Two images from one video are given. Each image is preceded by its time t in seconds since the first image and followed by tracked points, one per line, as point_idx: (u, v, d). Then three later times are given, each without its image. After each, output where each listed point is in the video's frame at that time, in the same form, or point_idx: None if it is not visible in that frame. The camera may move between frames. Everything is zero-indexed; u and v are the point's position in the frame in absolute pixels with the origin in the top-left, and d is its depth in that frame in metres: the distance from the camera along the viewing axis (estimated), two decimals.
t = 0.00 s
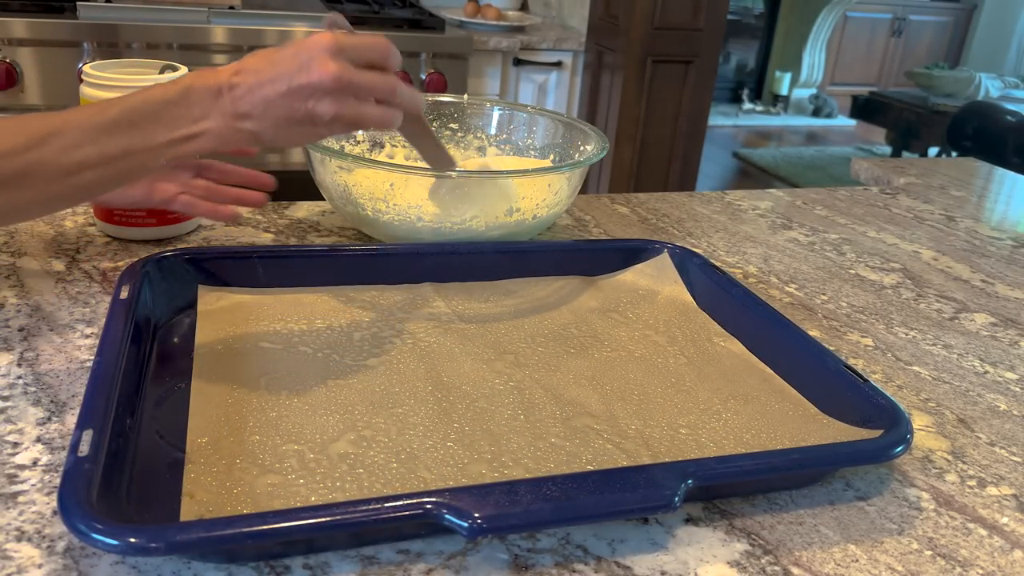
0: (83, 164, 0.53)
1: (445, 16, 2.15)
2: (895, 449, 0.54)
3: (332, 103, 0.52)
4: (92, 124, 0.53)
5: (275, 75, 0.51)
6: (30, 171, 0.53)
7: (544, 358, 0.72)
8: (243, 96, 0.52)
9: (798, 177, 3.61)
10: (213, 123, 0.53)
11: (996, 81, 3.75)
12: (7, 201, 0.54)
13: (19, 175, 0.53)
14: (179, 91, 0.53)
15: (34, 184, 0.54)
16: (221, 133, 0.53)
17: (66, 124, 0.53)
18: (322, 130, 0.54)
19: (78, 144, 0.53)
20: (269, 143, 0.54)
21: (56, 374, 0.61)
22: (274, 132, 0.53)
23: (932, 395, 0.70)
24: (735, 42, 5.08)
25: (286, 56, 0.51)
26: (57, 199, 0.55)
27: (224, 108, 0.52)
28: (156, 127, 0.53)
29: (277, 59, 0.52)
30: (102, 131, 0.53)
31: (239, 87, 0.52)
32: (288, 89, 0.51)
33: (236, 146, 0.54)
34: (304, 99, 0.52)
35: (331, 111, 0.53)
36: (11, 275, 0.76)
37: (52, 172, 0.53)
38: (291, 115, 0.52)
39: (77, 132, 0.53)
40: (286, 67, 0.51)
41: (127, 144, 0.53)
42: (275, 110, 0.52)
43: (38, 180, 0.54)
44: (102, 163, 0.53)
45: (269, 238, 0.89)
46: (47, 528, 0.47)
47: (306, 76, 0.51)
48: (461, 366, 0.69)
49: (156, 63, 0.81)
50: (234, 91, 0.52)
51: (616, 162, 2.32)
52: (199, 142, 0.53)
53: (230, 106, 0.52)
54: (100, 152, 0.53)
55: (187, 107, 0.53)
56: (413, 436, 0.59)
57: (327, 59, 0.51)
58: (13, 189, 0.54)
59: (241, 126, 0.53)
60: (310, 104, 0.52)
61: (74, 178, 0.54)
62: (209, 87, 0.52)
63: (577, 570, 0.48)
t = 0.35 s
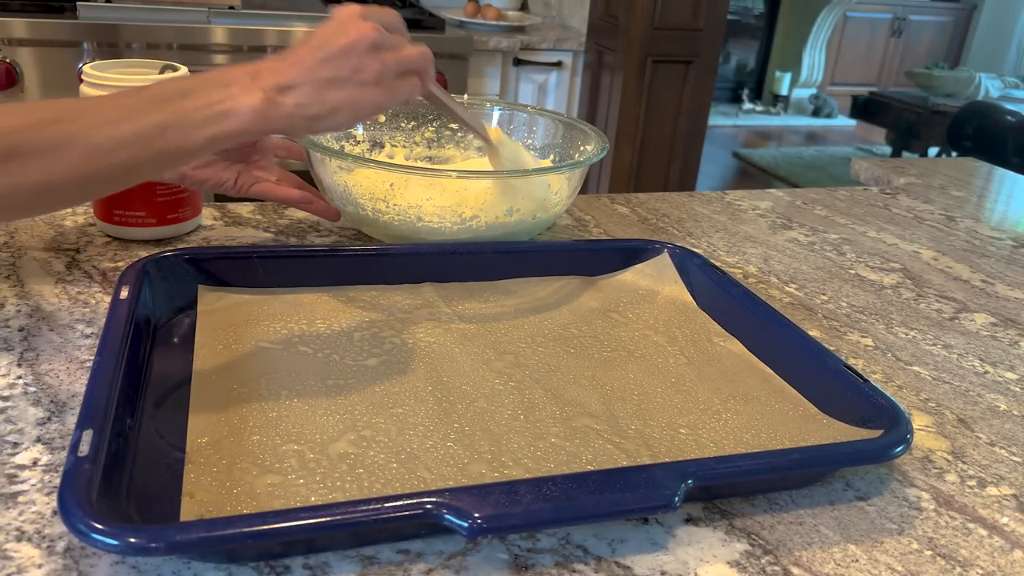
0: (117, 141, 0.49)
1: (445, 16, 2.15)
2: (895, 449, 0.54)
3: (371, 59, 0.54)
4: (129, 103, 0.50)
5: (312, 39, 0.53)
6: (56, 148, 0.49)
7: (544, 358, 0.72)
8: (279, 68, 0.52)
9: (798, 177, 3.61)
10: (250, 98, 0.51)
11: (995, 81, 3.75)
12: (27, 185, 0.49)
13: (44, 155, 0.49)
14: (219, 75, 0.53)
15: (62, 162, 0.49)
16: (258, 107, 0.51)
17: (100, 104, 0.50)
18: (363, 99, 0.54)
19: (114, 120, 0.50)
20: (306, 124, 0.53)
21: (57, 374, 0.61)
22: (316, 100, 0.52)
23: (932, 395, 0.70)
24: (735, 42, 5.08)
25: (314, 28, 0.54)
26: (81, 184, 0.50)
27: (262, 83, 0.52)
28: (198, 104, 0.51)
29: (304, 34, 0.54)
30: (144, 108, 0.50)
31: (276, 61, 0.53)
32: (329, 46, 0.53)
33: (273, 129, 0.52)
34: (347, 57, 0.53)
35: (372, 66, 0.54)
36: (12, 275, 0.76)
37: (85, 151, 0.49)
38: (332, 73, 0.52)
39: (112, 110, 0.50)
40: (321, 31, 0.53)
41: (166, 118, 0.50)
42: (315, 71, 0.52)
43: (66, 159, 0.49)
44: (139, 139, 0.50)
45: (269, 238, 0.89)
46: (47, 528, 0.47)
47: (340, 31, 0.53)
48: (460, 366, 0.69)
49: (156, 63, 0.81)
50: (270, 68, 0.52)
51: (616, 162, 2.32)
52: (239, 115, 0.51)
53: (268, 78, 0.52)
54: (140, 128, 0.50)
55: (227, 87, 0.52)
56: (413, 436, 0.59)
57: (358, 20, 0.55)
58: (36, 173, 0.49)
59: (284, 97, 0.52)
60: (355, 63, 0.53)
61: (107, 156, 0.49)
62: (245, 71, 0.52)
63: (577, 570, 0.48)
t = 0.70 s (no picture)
0: (183, 150, 0.51)
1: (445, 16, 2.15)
2: (895, 449, 0.54)
3: (428, 66, 0.55)
4: (195, 110, 0.51)
5: (370, 52, 0.53)
6: (123, 153, 0.50)
7: (544, 358, 0.72)
8: (341, 82, 0.53)
9: (798, 178, 3.61)
10: (313, 114, 0.54)
11: (996, 81, 3.75)
12: (92, 186, 0.50)
13: (110, 159, 0.50)
14: (282, 85, 0.54)
15: (127, 166, 0.51)
16: (320, 124, 0.54)
17: (166, 107, 0.51)
18: (420, 104, 0.56)
19: (181, 127, 0.51)
20: (367, 133, 0.56)
21: (57, 374, 0.61)
22: (376, 114, 0.55)
23: (932, 395, 0.70)
24: (735, 42, 5.08)
25: (372, 34, 0.54)
26: (146, 188, 0.52)
27: (324, 100, 0.54)
28: (261, 117, 0.53)
29: (362, 38, 0.54)
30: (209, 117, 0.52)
31: (336, 71, 0.54)
32: (388, 62, 0.53)
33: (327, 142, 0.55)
34: (405, 70, 0.54)
35: (428, 74, 0.55)
36: (12, 275, 0.76)
37: (150, 156, 0.51)
38: (390, 88, 0.54)
39: (178, 116, 0.51)
40: (379, 42, 0.53)
41: (232, 129, 0.52)
42: (377, 89, 0.54)
43: (132, 162, 0.51)
44: (204, 148, 0.51)
45: (269, 238, 0.89)
46: (47, 528, 0.47)
47: (398, 42, 0.54)
48: (460, 366, 0.69)
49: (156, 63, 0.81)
50: (332, 81, 0.54)
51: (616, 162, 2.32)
52: (299, 130, 0.53)
53: (331, 93, 0.54)
54: (204, 136, 0.51)
55: (290, 100, 0.53)
56: (413, 436, 0.59)
57: (414, 24, 0.54)
58: (100, 175, 0.50)
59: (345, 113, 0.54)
60: (412, 75, 0.55)
61: (172, 164, 0.51)
62: (308, 84, 0.54)
63: (577, 570, 0.48)
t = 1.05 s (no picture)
0: (167, 182, 0.52)
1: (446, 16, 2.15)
2: (896, 449, 0.54)
3: (428, 123, 0.55)
4: (183, 141, 0.52)
5: (373, 100, 0.53)
6: (106, 180, 0.51)
7: (544, 358, 0.72)
8: (338, 124, 0.54)
9: (798, 177, 3.61)
10: (306, 153, 0.54)
11: (995, 81, 3.75)
12: (74, 212, 0.51)
13: (93, 185, 0.51)
14: (278, 118, 0.54)
15: (111, 195, 0.52)
16: (311, 163, 0.55)
17: (153, 135, 0.52)
18: (414, 158, 0.57)
19: (167, 158, 0.52)
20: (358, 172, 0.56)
21: (57, 374, 0.61)
22: (368, 159, 0.55)
23: (932, 395, 0.70)
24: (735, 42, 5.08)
25: (377, 82, 0.53)
26: (128, 216, 0.53)
27: (319, 139, 0.54)
28: (249, 152, 0.54)
29: (368, 83, 0.54)
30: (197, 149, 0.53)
31: (336, 111, 0.54)
32: (388, 114, 0.53)
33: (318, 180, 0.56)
34: (404, 124, 0.54)
35: (426, 132, 0.55)
36: (11, 275, 0.76)
37: (134, 185, 0.52)
38: (386, 140, 0.55)
39: (165, 146, 0.52)
40: (383, 92, 0.53)
41: (219, 164, 0.53)
42: (372, 137, 0.54)
43: (116, 190, 0.52)
44: (189, 181, 0.53)
45: (269, 238, 0.89)
46: (47, 528, 0.47)
47: (401, 95, 0.54)
48: (460, 366, 0.69)
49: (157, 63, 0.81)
50: (331, 120, 0.54)
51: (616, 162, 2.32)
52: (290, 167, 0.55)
53: (327, 134, 0.54)
54: (190, 169, 0.52)
55: (283, 136, 0.54)
56: (413, 436, 0.59)
57: (422, 80, 0.54)
58: (82, 201, 0.51)
59: (338, 155, 0.55)
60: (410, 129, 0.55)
61: (156, 194, 0.52)
62: (306, 119, 0.54)
63: (577, 570, 0.48)
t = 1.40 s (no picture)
0: (149, 168, 0.51)
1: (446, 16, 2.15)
2: (896, 449, 0.54)
3: (407, 70, 0.54)
4: (159, 125, 0.50)
5: (350, 55, 0.51)
6: (87, 173, 0.50)
7: (544, 358, 0.72)
8: (315, 84, 0.51)
9: (798, 177, 3.61)
10: (287, 123, 0.52)
11: (995, 81, 3.75)
12: (59, 210, 0.50)
13: (74, 180, 0.50)
14: (252, 88, 0.51)
15: (93, 188, 0.50)
16: (295, 132, 0.52)
17: (129, 122, 0.51)
18: (397, 106, 0.55)
19: (145, 144, 0.50)
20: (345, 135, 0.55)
21: (57, 374, 0.61)
22: (352, 119, 0.54)
23: (932, 395, 0.70)
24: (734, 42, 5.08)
25: (348, 34, 0.51)
26: (114, 208, 0.52)
27: (298, 104, 0.52)
28: (228, 128, 0.51)
29: (337, 38, 0.51)
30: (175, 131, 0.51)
31: (309, 71, 0.52)
32: (367, 66, 0.52)
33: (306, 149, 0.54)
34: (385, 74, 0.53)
35: (409, 80, 0.54)
36: (11, 275, 0.76)
37: (115, 175, 0.51)
38: (367, 92, 0.53)
39: (142, 132, 0.50)
40: (358, 44, 0.51)
41: (199, 145, 0.51)
42: (354, 94, 0.52)
43: (97, 182, 0.50)
44: (172, 166, 0.51)
45: (269, 238, 0.89)
46: (47, 528, 0.47)
47: (377, 45, 0.52)
48: (460, 366, 0.69)
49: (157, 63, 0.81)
50: (305, 82, 0.51)
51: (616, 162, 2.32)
52: (272, 139, 0.52)
53: (306, 96, 0.52)
54: (171, 153, 0.51)
55: (261, 108, 0.51)
56: (413, 436, 0.59)
57: (394, 27, 0.52)
58: (66, 198, 0.50)
59: (320, 117, 0.53)
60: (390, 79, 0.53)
61: (140, 182, 0.51)
62: (280, 85, 0.52)
63: (577, 570, 0.48)
